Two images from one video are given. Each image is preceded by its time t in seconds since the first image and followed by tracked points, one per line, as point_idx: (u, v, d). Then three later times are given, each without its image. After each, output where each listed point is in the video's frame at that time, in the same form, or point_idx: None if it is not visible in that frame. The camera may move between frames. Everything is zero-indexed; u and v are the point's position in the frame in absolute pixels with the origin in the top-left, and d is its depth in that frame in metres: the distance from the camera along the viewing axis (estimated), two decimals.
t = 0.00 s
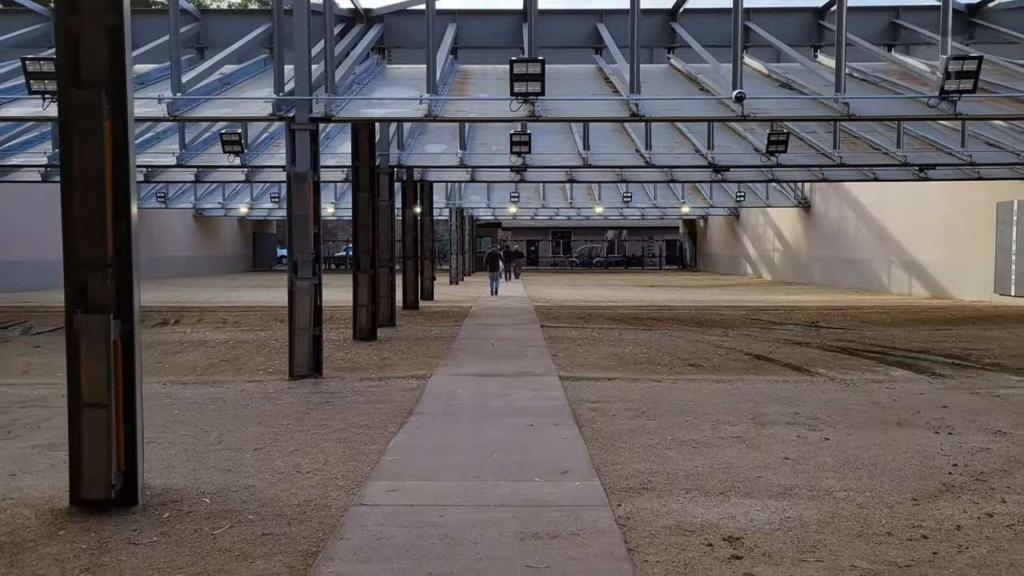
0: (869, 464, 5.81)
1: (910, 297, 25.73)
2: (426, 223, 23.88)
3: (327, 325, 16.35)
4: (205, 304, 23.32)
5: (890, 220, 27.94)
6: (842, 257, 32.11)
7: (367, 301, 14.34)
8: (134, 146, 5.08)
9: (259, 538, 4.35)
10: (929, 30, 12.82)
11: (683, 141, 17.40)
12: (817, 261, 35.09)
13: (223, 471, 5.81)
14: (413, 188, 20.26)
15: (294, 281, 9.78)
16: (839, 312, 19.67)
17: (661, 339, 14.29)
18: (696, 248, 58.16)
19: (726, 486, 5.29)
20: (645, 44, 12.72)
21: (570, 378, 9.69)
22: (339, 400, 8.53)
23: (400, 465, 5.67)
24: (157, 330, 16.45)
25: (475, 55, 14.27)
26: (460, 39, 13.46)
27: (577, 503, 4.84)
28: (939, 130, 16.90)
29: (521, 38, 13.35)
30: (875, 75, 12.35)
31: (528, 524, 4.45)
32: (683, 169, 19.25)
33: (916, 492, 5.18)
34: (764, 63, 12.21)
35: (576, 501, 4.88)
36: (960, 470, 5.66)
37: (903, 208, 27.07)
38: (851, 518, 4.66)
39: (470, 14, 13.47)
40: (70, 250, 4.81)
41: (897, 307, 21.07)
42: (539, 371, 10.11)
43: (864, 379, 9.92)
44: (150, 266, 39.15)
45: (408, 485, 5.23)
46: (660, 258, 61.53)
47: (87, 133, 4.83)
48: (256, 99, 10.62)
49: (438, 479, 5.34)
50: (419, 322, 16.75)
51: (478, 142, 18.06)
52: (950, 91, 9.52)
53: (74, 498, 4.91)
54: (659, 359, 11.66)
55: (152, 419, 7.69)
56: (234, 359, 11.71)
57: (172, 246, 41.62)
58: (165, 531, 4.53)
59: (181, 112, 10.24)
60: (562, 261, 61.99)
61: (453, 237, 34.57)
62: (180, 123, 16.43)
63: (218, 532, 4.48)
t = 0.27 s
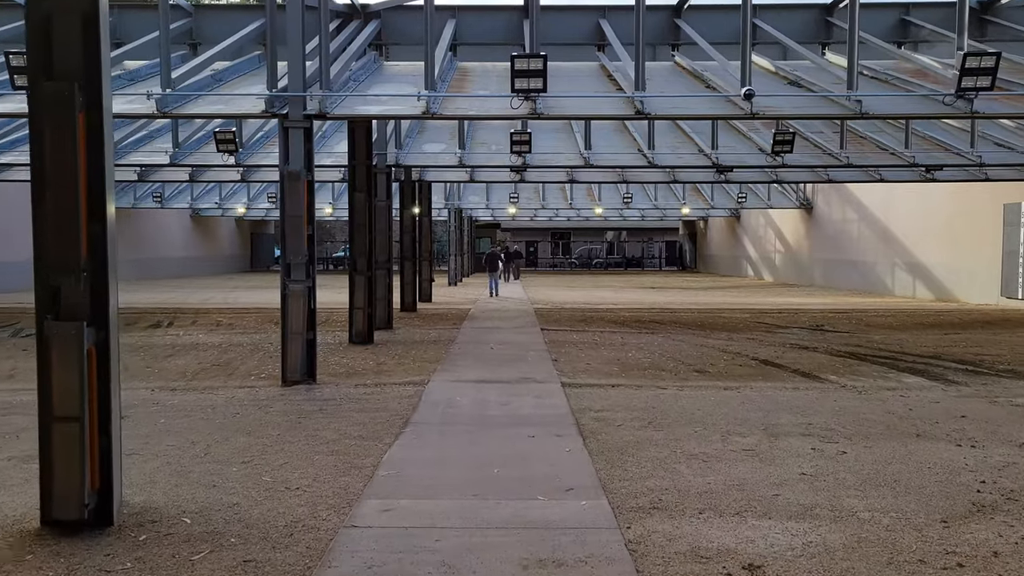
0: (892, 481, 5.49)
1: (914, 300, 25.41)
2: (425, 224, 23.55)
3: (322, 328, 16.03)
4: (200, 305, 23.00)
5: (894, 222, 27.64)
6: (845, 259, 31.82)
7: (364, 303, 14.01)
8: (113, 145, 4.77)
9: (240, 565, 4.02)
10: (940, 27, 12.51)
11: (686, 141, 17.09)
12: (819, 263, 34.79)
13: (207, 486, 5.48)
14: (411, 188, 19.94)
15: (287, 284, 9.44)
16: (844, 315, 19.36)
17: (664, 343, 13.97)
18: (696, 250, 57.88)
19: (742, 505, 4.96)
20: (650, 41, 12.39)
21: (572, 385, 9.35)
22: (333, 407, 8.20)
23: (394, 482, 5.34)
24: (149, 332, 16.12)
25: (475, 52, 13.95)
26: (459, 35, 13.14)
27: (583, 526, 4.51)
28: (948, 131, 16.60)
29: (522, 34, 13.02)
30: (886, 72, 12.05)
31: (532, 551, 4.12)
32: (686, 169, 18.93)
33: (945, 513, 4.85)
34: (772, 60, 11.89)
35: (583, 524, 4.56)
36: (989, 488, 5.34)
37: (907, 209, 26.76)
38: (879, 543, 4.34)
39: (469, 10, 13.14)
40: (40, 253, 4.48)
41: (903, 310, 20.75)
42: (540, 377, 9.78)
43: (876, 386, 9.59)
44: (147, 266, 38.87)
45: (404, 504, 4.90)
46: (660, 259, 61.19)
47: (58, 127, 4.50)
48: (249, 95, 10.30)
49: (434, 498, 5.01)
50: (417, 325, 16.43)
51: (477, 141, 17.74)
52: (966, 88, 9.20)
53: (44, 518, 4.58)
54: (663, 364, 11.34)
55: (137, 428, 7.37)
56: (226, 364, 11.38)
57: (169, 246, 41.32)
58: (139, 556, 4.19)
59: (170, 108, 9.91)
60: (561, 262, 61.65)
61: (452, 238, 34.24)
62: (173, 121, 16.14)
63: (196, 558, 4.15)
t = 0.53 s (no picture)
0: (916, 494, 5.16)
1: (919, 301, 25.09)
2: (423, 223, 23.23)
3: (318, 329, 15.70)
4: (195, 305, 22.69)
5: (898, 222, 27.33)
6: (848, 259, 31.49)
7: (360, 304, 13.67)
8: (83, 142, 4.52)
9: None
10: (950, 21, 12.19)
11: (689, 138, 16.76)
12: (821, 263, 34.46)
13: (186, 498, 5.14)
14: (409, 187, 19.62)
15: (278, 284, 9.12)
16: (849, 316, 19.03)
17: (668, 345, 13.64)
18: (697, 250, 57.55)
19: (758, 521, 4.63)
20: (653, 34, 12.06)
21: (574, 389, 9.02)
22: (324, 412, 7.87)
23: (386, 495, 5.01)
24: (141, 333, 15.80)
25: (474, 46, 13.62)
26: (457, 29, 12.81)
27: (588, 545, 4.18)
28: (956, 128, 16.29)
29: (522, 27, 12.69)
30: (897, 67, 11.73)
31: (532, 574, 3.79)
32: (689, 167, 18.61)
33: (976, 530, 4.52)
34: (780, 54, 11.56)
35: (588, 542, 4.22)
36: (1020, 501, 5.01)
37: (912, 209, 26.44)
38: (909, 565, 4.01)
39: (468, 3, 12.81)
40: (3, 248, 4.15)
41: (908, 311, 20.42)
42: (540, 381, 9.44)
43: (889, 390, 9.26)
44: (143, 266, 38.56)
45: (394, 519, 4.57)
46: (661, 259, 60.86)
47: (21, 113, 4.16)
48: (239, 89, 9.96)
49: (428, 513, 4.68)
50: (414, 326, 16.10)
51: (475, 138, 17.43)
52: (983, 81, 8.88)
53: (7, 535, 4.25)
54: (667, 367, 11.01)
55: (118, 434, 7.04)
56: (217, 366, 11.06)
57: (166, 246, 41.02)
58: None
59: (158, 102, 9.56)
60: (561, 262, 61.33)
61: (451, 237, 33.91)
62: (165, 117, 15.82)
63: None
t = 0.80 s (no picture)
0: (944, 517, 4.80)
1: (925, 304, 24.77)
2: (423, 223, 22.90)
3: (314, 332, 15.37)
4: (191, 306, 22.38)
5: (904, 223, 26.98)
6: (852, 261, 31.14)
7: (356, 307, 13.30)
8: (49, 137, 4.17)
9: None
10: (963, 17, 11.85)
11: (693, 138, 16.43)
12: (824, 265, 34.14)
13: (164, 519, 4.79)
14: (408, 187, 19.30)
15: (269, 287, 8.78)
16: (856, 320, 18.66)
17: (672, 350, 13.30)
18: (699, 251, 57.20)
19: (776, 548, 4.29)
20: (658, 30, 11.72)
21: (576, 398, 8.68)
22: (316, 422, 7.52)
23: (376, 518, 4.67)
24: (133, 336, 15.46)
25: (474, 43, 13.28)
26: (457, 25, 12.47)
27: None
28: (967, 128, 15.94)
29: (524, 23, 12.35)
30: (910, 64, 11.39)
31: None
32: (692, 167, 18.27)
33: (1014, 559, 4.17)
34: (789, 50, 11.23)
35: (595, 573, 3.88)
36: None
37: (918, 210, 26.10)
38: None
39: None
40: None
41: (915, 314, 20.07)
42: (542, 389, 9.09)
43: (905, 399, 8.90)
44: (141, 266, 38.30)
45: (384, 545, 4.23)
46: (662, 261, 60.53)
47: None
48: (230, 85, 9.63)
49: (420, 538, 4.34)
50: (412, 329, 15.75)
51: (475, 138, 17.11)
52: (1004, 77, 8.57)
53: None
54: (671, 373, 10.67)
55: (98, 445, 6.70)
56: (207, 371, 10.73)
57: (163, 246, 40.76)
58: None
59: (145, 99, 9.24)
60: (562, 263, 60.97)
61: (451, 238, 33.58)
62: (158, 115, 15.52)
63: None
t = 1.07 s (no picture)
0: (977, 534, 4.48)
1: (929, 304, 24.46)
2: (421, 222, 22.56)
3: (308, 333, 15.04)
4: (185, 306, 22.05)
5: (907, 223, 26.67)
6: (854, 261, 30.83)
7: (351, 307, 12.95)
8: (8, 55, 3.61)
9: None
10: (976, 9, 11.53)
11: (696, 135, 16.11)
12: (826, 265, 33.83)
13: (138, 537, 4.45)
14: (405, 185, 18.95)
15: (259, 287, 8.45)
16: (861, 320, 18.33)
17: (675, 352, 12.98)
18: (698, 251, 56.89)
19: (799, 569, 3.96)
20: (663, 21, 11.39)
21: (579, 402, 8.35)
22: (307, 428, 7.19)
23: (367, 535, 4.34)
24: (123, 336, 15.11)
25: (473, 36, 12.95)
26: (455, 16, 12.14)
27: None
28: (976, 125, 15.63)
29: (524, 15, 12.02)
30: (922, 58, 11.08)
31: None
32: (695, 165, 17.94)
33: None
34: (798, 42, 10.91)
35: None
36: None
37: (921, 210, 25.79)
38: None
39: None
40: None
41: (921, 315, 19.76)
42: (543, 393, 8.76)
43: (918, 403, 8.57)
44: (136, 265, 37.98)
45: (374, 567, 3.89)
46: (661, 261, 60.22)
47: None
48: (220, 77, 9.28)
49: (413, 558, 4.01)
50: (409, 330, 15.42)
51: (474, 134, 16.78)
52: None
53: None
54: (676, 376, 10.35)
55: (77, 453, 6.36)
56: (197, 374, 10.40)
57: (158, 245, 40.40)
58: None
59: (131, 90, 8.88)
60: (561, 263, 60.63)
61: (449, 238, 33.24)
62: (149, 110, 15.19)
63: None
